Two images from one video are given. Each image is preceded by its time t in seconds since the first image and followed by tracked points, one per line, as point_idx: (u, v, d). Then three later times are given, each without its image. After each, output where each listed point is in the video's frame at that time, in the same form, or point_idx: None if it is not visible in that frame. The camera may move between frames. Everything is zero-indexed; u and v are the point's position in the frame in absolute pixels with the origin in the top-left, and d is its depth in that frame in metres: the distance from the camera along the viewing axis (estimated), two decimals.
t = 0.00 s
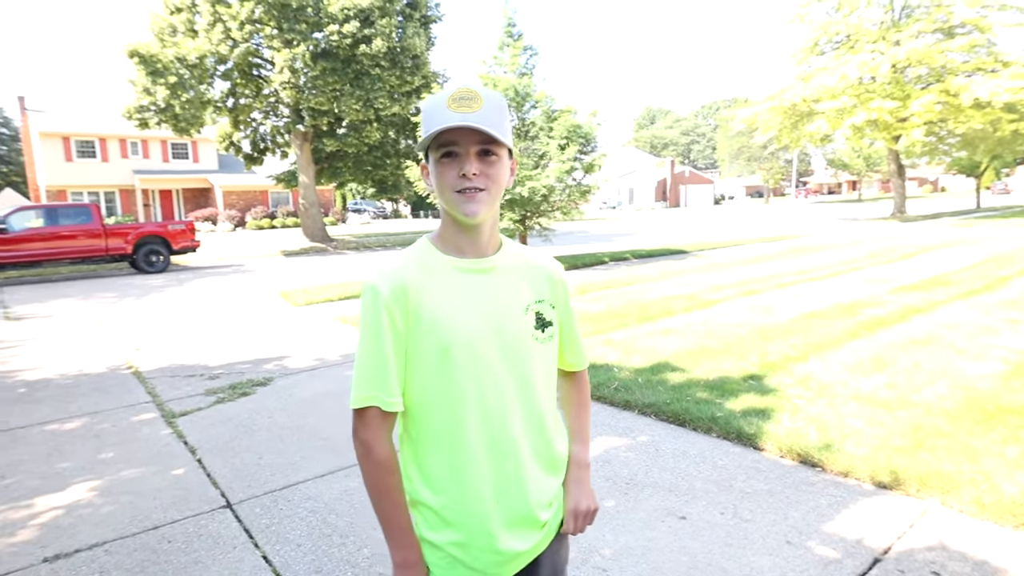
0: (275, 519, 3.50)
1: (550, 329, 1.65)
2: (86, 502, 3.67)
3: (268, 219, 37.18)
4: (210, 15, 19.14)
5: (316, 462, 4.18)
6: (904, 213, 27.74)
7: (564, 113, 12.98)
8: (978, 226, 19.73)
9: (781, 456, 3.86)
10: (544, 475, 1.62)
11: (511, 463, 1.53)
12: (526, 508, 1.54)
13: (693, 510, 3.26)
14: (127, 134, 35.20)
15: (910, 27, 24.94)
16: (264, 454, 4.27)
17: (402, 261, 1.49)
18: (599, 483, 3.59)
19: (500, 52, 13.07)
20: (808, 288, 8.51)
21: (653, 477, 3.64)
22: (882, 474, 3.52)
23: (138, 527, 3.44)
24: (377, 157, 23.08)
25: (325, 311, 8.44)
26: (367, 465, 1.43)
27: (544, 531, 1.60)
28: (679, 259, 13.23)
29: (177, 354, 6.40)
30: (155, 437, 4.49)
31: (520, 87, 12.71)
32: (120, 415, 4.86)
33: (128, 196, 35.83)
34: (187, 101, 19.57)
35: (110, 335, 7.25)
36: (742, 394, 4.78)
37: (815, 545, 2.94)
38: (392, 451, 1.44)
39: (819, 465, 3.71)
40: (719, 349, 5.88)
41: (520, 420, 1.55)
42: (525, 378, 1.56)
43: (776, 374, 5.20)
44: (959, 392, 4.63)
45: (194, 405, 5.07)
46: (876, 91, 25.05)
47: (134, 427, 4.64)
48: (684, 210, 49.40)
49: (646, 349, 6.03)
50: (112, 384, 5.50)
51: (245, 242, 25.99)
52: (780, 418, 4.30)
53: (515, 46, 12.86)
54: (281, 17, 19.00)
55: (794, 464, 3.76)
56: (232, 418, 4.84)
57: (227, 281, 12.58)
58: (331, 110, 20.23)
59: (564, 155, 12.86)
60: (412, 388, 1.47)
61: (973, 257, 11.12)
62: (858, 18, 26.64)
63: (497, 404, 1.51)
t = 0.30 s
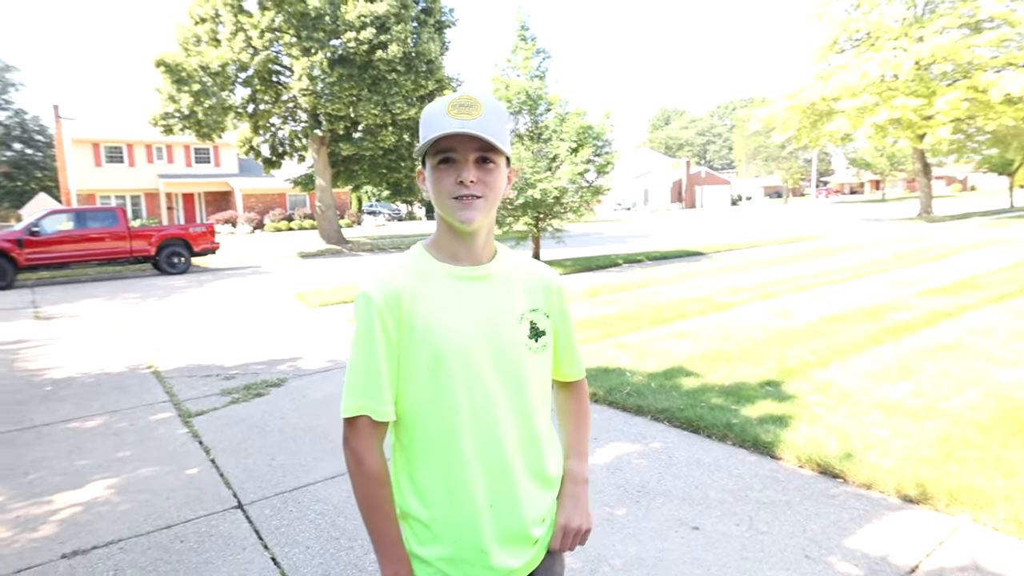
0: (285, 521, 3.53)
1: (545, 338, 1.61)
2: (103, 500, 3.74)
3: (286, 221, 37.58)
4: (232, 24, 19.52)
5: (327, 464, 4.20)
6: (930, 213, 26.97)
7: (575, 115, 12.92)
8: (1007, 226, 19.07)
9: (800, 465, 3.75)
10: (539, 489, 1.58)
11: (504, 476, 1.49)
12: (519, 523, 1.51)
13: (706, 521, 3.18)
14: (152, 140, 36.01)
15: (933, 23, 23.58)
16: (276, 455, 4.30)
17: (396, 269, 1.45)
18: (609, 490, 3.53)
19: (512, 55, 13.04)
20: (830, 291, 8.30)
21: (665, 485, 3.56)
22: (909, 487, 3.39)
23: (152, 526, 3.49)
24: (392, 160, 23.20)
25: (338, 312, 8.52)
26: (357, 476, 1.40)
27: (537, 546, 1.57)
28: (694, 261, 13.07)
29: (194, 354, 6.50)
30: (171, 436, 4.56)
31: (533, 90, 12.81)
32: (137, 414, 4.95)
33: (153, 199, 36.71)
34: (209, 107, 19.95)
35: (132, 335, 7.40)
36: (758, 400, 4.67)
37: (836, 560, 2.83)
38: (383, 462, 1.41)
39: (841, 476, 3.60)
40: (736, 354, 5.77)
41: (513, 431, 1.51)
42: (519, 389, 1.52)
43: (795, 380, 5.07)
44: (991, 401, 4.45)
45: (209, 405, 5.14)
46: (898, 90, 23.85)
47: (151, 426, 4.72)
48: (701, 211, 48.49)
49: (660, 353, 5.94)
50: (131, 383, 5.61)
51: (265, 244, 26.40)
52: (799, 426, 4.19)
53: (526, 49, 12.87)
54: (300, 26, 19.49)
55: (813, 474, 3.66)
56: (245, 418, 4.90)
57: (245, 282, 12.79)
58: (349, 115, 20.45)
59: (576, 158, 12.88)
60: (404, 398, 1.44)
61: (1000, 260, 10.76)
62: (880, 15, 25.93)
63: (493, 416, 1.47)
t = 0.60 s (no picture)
0: (307, 514, 3.57)
1: (520, 342, 1.58)
2: (137, 488, 3.86)
3: (321, 221, 37.98)
4: (268, 28, 20.12)
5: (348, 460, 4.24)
6: (982, 219, 25.78)
7: (606, 117, 12.78)
8: None
9: (826, 477, 3.61)
10: (511, 496, 1.56)
11: (472, 483, 1.48)
12: (487, 530, 1.50)
13: (726, 530, 3.08)
14: (192, 141, 37.46)
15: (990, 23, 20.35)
16: (299, 450, 4.37)
17: (365, 272, 1.45)
18: (628, 495, 3.46)
19: (543, 55, 13.02)
20: (868, 299, 7.99)
21: (686, 492, 3.47)
22: (943, 504, 3.22)
23: (181, 514, 3.58)
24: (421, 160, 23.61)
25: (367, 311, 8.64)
26: (323, 479, 1.41)
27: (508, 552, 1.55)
28: (726, 266, 12.82)
29: (227, 350, 6.68)
30: (202, 428, 4.69)
31: (563, 89, 12.86)
32: (171, 406, 5.11)
33: (192, 198, 38.07)
34: (246, 109, 20.79)
35: (169, 330, 7.65)
36: (786, 410, 4.51)
37: None
38: (349, 467, 1.42)
39: (870, 491, 3.44)
40: (764, 361, 5.59)
41: (483, 438, 1.49)
42: (490, 396, 1.50)
43: (826, 391, 4.87)
44: None
45: (239, 399, 5.27)
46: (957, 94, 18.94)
47: (183, 418, 4.86)
48: (738, 214, 47.05)
49: (686, 358, 5.81)
50: (167, 377, 5.80)
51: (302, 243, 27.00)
52: (827, 437, 4.02)
53: (560, 49, 12.86)
54: (334, 28, 19.86)
55: (840, 488, 3.51)
56: (273, 413, 4.99)
57: (278, 280, 13.10)
58: (382, 119, 20.81)
59: (606, 159, 12.72)
60: (371, 402, 1.44)
61: None
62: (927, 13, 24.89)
63: (461, 421, 1.46)
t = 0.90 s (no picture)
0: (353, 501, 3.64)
1: (517, 345, 1.58)
2: (197, 467, 4.06)
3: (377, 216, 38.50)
4: (328, 27, 21.03)
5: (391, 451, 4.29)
6: None
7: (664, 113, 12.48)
8: None
9: (882, 493, 3.32)
10: (506, 497, 1.57)
11: (465, 484, 1.50)
12: (480, 529, 1.51)
13: (768, 540, 2.89)
14: (257, 138, 39.39)
15: None
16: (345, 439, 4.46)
17: (360, 276, 1.47)
18: (668, 500, 3.31)
19: (603, 49, 12.83)
20: (946, 307, 7.38)
21: (729, 500, 3.28)
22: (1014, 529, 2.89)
23: (236, 494, 3.73)
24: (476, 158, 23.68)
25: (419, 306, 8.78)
26: (321, 476, 1.45)
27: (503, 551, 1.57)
28: (788, 269, 12.17)
29: (283, 341, 6.94)
30: (257, 414, 4.88)
31: (621, 83, 12.61)
32: (230, 392, 5.35)
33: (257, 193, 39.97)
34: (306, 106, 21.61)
35: (233, 321, 8.03)
36: (842, 420, 4.21)
37: None
38: (346, 464, 1.45)
39: (930, 510, 3.14)
40: (820, 369, 5.25)
41: (477, 440, 1.51)
42: (484, 398, 1.50)
43: (888, 402, 4.50)
44: None
45: (293, 388, 5.45)
46: None
47: (241, 404, 5.08)
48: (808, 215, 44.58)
49: (739, 364, 5.54)
50: (228, 364, 6.08)
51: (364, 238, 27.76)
52: (884, 451, 3.71)
53: (618, 43, 12.64)
54: (392, 25, 20.42)
55: (897, 505, 3.22)
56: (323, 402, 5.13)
57: (336, 274, 13.51)
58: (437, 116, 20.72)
59: (665, 155, 12.36)
60: (368, 401, 1.47)
61: None
62: None
63: (454, 422, 1.48)
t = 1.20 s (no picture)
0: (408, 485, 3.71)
1: (564, 333, 1.55)
2: (266, 446, 4.26)
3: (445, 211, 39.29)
4: (400, 23, 21.55)
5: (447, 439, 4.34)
6: None
7: (740, 105, 12.10)
8: None
9: (962, 508, 3.06)
10: (551, 482, 1.55)
11: (510, 467, 1.49)
12: (525, 513, 1.50)
13: (830, 548, 2.74)
14: (330, 134, 41.08)
15: None
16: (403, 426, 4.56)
17: (409, 263, 1.49)
18: (725, 501, 3.19)
19: (676, 41, 12.58)
20: None
21: (792, 505, 3.12)
22: None
23: (300, 473, 3.89)
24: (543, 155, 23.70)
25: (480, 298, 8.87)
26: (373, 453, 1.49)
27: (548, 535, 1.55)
28: (872, 268, 11.46)
29: (350, 329, 7.19)
30: (322, 399, 5.07)
31: (694, 75, 12.33)
32: (299, 377, 5.59)
33: (330, 188, 41.59)
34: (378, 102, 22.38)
35: (304, 309, 8.40)
36: (921, 430, 3.92)
37: None
38: (395, 443, 1.48)
39: (1017, 528, 2.87)
40: (901, 375, 4.91)
41: (523, 425, 1.50)
42: (530, 384, 1.49)
43: (974, 413, 4.15)
44: None
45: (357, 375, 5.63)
46: None
47: (308, 388, 5.30)
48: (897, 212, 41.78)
49: (811, 367, 5.26)
50: (298, 350, 6.37)
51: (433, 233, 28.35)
52: (967, 465, 3.42)
53: (691, 34, 12.36)
54: (463, 21, 20.78)
55: (979, 521, 2.96)
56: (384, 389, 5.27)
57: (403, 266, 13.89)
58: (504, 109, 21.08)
59: (740, 149, 12.01)
60: (416, 385, 1.50)
61: None
62: None
63: (499, 405, 1.47)
